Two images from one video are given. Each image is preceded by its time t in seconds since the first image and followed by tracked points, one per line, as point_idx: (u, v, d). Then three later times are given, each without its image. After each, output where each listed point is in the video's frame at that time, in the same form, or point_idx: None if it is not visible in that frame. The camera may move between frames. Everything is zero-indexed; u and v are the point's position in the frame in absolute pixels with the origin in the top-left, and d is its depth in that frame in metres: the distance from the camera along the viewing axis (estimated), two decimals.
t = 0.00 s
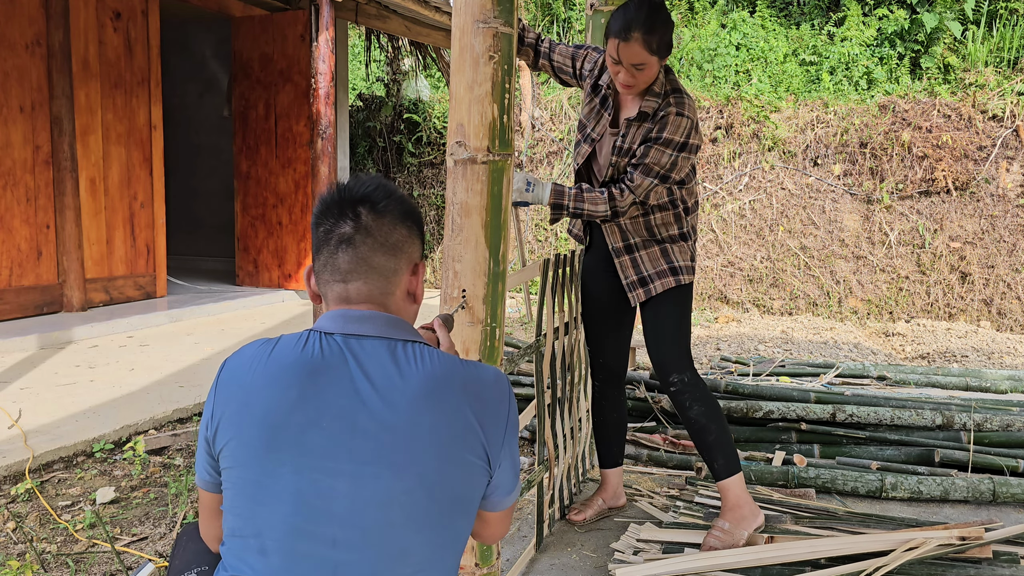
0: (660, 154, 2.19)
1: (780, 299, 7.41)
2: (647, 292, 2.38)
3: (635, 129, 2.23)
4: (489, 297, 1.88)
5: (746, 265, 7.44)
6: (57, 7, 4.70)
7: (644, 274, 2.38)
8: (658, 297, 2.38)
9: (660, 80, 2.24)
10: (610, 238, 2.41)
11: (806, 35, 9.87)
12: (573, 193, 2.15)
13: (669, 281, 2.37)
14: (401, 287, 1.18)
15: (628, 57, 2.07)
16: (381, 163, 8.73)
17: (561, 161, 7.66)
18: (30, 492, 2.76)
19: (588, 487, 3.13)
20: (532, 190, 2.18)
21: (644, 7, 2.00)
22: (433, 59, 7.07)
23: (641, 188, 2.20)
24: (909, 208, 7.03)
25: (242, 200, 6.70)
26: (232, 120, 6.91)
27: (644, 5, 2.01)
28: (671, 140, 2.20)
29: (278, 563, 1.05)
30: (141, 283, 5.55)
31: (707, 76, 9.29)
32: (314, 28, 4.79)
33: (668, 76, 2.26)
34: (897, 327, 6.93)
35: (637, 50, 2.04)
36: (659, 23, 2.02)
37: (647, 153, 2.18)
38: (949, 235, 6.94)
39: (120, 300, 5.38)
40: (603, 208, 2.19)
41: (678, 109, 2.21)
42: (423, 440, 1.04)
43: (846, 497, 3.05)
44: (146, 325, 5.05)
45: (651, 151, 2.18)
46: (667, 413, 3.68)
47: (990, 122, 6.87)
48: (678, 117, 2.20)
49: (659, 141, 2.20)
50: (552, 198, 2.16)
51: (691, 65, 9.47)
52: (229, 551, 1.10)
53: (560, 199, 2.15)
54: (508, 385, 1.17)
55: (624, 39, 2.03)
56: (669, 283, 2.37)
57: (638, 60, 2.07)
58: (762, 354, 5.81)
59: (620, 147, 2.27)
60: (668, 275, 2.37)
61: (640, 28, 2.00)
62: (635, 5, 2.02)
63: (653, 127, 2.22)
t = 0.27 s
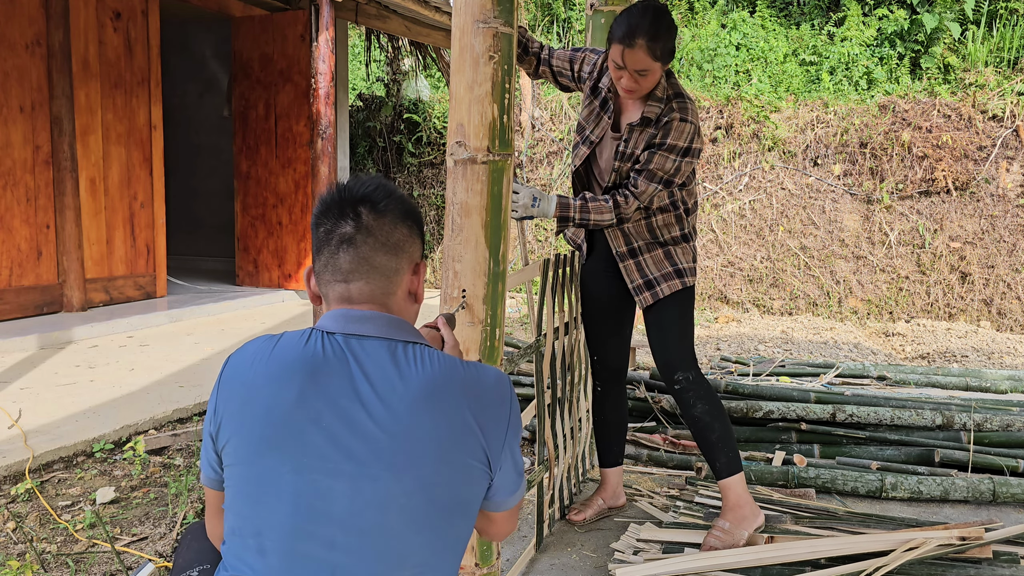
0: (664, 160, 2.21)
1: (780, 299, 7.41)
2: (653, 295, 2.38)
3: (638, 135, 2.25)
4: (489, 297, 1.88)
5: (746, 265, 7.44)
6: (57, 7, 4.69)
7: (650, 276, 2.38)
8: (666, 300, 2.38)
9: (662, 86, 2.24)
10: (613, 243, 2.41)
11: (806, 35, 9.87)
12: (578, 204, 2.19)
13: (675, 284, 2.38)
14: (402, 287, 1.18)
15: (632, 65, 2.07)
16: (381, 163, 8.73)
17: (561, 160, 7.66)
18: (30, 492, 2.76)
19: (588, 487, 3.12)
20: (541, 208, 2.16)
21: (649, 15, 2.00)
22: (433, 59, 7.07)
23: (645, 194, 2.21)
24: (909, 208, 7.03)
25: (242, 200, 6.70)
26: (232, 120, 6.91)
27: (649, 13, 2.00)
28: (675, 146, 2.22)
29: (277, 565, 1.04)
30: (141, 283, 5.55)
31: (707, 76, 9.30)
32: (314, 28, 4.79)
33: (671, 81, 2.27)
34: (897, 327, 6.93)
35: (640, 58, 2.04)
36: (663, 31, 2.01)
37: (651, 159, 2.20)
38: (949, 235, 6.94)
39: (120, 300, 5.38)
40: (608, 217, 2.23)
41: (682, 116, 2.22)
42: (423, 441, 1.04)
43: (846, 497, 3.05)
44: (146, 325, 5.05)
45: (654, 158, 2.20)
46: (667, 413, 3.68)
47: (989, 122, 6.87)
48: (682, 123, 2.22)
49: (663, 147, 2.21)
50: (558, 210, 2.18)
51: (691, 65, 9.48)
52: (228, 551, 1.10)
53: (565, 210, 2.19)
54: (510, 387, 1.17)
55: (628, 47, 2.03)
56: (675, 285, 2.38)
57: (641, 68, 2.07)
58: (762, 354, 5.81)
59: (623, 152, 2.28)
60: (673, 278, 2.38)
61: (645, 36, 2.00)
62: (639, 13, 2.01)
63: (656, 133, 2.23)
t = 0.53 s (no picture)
0: (674, 168, 2.22)
1: (780, 299, 7.40)
2: (661, 299, 2.38)
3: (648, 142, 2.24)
4: (489, 297, 1.88)
5: (746, 265, 7.44)
6: (57, 7, 4.70)
7: (657, 280, 2.38)
8: (674, 303, 2.38)
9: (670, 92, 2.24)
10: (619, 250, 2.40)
11: (806, 35, 9.88)
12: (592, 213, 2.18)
13: (682, 287, 2.39)
14: (402, 286, 1.19)
15: (641, 73, 2.07)
16: (381, 162, 8.73)
17: (561, 160, 7.65)
18: (30, 492, 2.76)
19: (588, 487, 3.12)
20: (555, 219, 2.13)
21: (659, 23, 2.00)
22: (433, 59, 7.07)
23: (656, 202, 2.22)
24: (909, 208, 7.03)
25: (242, 200, 6.70)
26: (232, 121, 6.91)
27: (658, 21, 2.00)
28: (686, 153, 2.23)
29: (274, 566, 1.04)
30: (141, 283, 5.55)
31: (707, 76, 9.31)
32: (314, 28, 4.79)
33: (678, 88, 2.27)
34: (897, 327, 6.92)
35: (649, 66, 2.04)
36: (673, 39, 2.01)
37: (662, 167, 2.20)
38: (949, 235, 6.94)
39: (120, 300, 5.38)
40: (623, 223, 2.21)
41: (691, 122, 2.23)
42: (421, 444, 1.04)
43: (846, 497, 3.05)
44: (146, 325, 5.05)
45: (666, 166, 2.20)
46: (667, 413, 3.68)
47: (989, 123, 6.87)
48: (691, 131, 2.22)
49: (674, 154, 2.22)
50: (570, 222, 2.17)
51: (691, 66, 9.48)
52: (228, 549, 1.10)
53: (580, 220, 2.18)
54: (512, 388, 1.16)
55: (636, 54, 2.03)
56: (682, 289, 2.38)
57: (650, 75, 2.07)
58: (762, 354, 5.81)
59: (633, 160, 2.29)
60: (680, 281, 2.39)
61: (655, 45, 2.00)
62: (648, 20, 2.01)
63: (666, 140, 2.24)
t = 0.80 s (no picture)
0: (671, 178, 2.24)
1: (780, 299, 7.40)
2: (666, 302, 2.37)
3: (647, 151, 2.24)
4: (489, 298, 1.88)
5: (746, 264, 7.44)
6: (57, 7, 4.70)
7: (660, 283, 2.38)
8: (678, 308, 2.38)
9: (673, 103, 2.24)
10: (623, 252, 2.41)
11: (806, 35, 9.87)
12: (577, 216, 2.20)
13: (686, 291, 2.39)
14: (403, 285, 1.19)
15: (648, 89, 2.06)
16: (381, 162, 8.73)
17: (561, 160, 7.65)
18: (30, 492, 2.76)
19: (588, 487, 3.13)
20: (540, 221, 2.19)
21: (668, 40, 1.99)
22: (433, 59, 7.07)
23: (648, 210, 2.23)
24: (909, 208, 7.03)
25: (242, 200, 6.70)
26: (232, 121, 6.91)
27: (666, 36, 2.00)
28: (683, 164, 2.24)
29: (274, 567, 1.05)
30: (141, 283, 5.55)
31: (707, 76, 9.32)
32: (314, 28, 4.78)
33: (681, 99, 2.27)
34: (897, 327, 6.92)
35: (658, 84, 2.04)
36: (682, 57, 2.01)
37: (658, 176, 2.21)
38: (949, 235, 6.94)
39: (120, 300, 5.38)
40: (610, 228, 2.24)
41: (692, 135, 2.24)
42: (421, 446, 1.04)
43: (846, 498, 3.05)
44: (146, 325, 5.05)
45: (662, 175, 2.22)
46: (667, 413, 3.68)
47: (989, 123, 6.88)
48: (691, 143, 2.24)
49: (671, 164, 2.23)
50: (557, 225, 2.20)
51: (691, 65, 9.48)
52: (229, 550, 1.11)
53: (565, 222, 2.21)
54: (513, 389, 1.16)
55: (645, 70, 2.02)
56: (687, 293, 2.39)
57: (658, 94, 2.07)
58: (762, 354, 5.81)
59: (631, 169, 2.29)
60: (684, 285, 2.39)
61: (664, 62, 2.00)
62: (655, 34, 2.01)
63: (664, 151, 2.24)
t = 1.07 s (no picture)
0: (668, 180, 2.22)
1: (780, 299, 7.40)
2: (667, 304, 2.37)
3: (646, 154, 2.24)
4: (489, 297, 1.88)
5: (746, 265, 7.45)
6: (57, 7, 4.69)
7: (660, 287, 2.38)
8: (679, 309, 2.38)
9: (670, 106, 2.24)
10: (621, 257, 2.42)
11: (806, 35, 9.87)
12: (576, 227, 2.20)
13: (687, 293, 2.39)
14: (404, 280, 1.19)
15: (643, 92, 2.06)
16: (381, 162, 8.74)
17: (561, 160, 7.64)
18: (30, 492, 2.76)
19: (588, 487, 3.13)
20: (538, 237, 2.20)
21: (659, 41, 1.99)
22: (433, 59, 7.08)
23: (647, 213, 2.23)
24: (909, 208, 7.03)
25: (242, 200, 6.71)
26: (232, 120, 6.91)
27: (658, 37, 1.99)
28: (681, 166, 2.23)
29: (284, 556, 1.04)
30: (141, 283, 5.55)
31: (707, 76, 9.32)
32: (314, 28, 4.78)
33: (678, 101, 2.27)
34: (897, 327, 6.92)
35: (650, 86, 2.03)
36: (675, 59, 2.00)
37: (655, 178, 2.21)
38: (949, 235, 6.94)
39: (120, 300, 5.38)
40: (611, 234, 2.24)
41: (689, 137, 2.23)
42: (431, 433, 1.04)
43: (846, 498, 3.05)
44: (146, 325, 5.05)
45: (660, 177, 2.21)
46: (667, 413, 3.68)
47: (989, 123, 6.87)
48: (688, 145, 2.23)
49: (668, 167, 2.22)
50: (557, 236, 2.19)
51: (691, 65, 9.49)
52: (235, 542, 1.10)
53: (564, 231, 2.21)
54: (514, 380, 1.17)
55: (637, 73, 2.02)
56: (687, 294, 2.38)
57: (652, 96, 2.07)
58: (762, 354, 5.81)
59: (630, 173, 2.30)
60: (684, 287, 2.39)
61: (657, 64, 1.99)
62: (648, 37, 2.00)
63: (663, 154, 2.23)
